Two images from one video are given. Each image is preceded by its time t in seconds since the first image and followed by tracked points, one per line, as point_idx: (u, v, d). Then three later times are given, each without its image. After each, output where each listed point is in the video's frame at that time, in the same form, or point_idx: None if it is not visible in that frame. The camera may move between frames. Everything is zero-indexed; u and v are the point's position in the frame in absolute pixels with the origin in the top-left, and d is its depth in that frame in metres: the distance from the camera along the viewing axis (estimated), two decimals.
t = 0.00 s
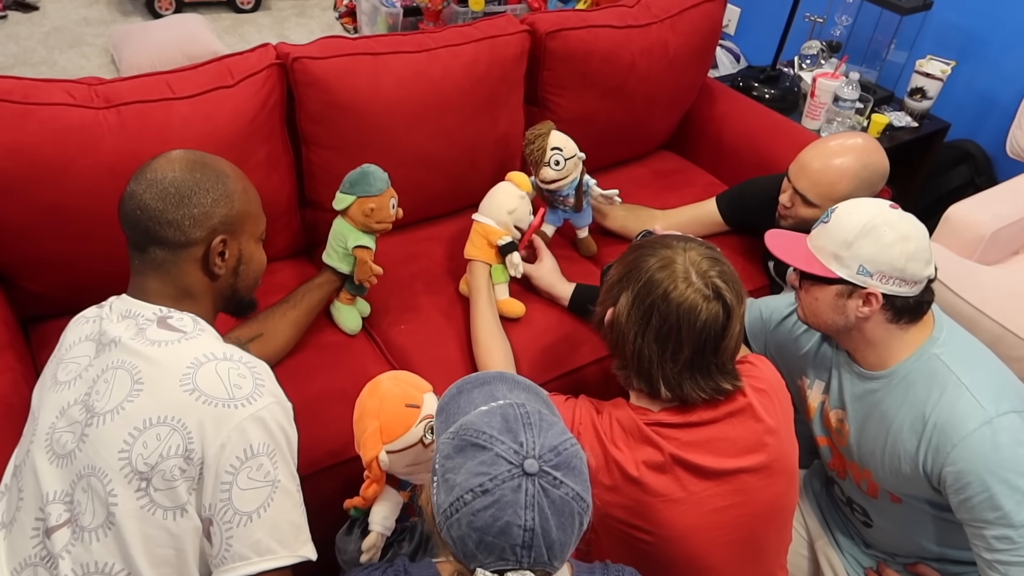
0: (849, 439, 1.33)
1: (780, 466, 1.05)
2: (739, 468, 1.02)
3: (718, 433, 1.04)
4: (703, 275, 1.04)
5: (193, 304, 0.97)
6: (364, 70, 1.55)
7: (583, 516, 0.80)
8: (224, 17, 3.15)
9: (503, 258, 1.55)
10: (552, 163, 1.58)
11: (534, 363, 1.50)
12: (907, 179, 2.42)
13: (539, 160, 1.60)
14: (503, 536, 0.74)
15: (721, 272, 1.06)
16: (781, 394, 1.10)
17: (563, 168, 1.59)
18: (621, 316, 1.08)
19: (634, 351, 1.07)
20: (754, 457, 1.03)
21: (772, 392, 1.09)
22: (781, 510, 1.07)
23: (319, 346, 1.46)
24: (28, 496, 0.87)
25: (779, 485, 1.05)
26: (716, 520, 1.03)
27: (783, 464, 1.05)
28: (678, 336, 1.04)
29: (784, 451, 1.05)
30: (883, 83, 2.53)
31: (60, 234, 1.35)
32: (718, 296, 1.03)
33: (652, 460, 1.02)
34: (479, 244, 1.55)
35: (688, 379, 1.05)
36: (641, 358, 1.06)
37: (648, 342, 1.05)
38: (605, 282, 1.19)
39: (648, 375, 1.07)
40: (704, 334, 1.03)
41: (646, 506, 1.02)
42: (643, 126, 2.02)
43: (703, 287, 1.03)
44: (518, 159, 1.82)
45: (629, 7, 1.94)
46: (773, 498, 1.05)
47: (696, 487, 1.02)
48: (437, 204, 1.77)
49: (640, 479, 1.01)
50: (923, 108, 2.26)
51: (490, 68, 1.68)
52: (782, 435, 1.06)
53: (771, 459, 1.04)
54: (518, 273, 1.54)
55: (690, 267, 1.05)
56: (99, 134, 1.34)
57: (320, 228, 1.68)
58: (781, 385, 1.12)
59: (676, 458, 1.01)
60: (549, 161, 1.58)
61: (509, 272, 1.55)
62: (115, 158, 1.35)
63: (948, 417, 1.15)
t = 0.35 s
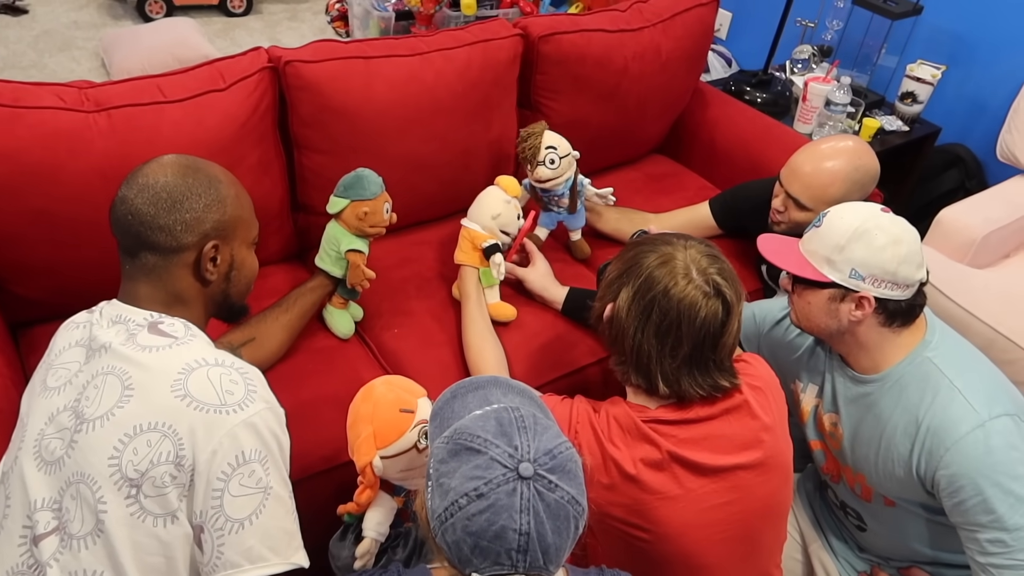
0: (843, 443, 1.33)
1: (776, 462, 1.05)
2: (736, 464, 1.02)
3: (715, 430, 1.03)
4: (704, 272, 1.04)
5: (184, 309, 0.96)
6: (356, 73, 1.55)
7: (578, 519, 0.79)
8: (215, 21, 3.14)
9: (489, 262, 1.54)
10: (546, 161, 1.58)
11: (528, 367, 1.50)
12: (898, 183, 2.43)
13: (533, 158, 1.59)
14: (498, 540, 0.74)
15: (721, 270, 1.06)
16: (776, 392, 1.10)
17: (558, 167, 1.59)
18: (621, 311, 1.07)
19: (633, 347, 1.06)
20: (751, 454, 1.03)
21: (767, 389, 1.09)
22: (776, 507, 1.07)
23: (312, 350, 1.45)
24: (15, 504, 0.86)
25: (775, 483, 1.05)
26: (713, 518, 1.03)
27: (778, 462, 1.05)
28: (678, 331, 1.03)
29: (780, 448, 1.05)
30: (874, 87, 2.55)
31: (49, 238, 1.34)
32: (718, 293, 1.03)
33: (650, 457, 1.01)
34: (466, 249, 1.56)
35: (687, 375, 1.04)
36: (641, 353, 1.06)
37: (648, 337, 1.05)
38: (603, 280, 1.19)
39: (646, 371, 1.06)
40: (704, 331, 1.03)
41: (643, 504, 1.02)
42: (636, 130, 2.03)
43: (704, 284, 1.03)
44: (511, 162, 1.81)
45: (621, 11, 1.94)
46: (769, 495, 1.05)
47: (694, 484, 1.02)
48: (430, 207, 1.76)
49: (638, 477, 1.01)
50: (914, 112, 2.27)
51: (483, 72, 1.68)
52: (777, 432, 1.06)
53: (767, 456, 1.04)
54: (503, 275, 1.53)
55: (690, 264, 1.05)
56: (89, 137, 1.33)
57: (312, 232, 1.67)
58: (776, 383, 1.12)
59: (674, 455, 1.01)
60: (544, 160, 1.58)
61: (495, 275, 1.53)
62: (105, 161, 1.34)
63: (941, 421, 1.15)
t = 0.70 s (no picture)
0: (845, 447, 1.33)
1: (780, 465, 1.04)
2: (741, 467, 1.02)
3: (720, 432, 1.03)
4: (711, 280, 1.04)
5: (189, 306, 0.96)
6: (362, 71, 1.55)
7: (582, 521, 0.79)
8: (219, 17, 3.13)
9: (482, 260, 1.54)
10: (546, 173, 1.59)
11: (530, 367, 1.50)
12: (901, 190, 2.43)
13: (533, 169, 1.61)
14: (501, 541, 0.73)
15: (728, 277, 1.05)
16: (782, 395, 1.10)
17: (557, 178, 1.60)
18: (627, 316, 1.07)
19: (638, 352, 1.06)
20: (756, 456, 1.03)
21: (773, 392, 1.09)
22: (781, 510, 1.07)
23: (314, 348, 1.45)
24: (16, 498, 0.86)
25: (779, 486, 1.05)
26: (718, 520, 1.03)
27: (782, 464, 1.05)
28: (684, 338, 1.03)
29: (784, 450, 1.05)
30: (878, 93, 2.54)
31: (53, 232, 1.34)
32: (725, 301, 1.02)
33: (656, 459, 1.01)
34: (464, 249, 1.57)
35: (691, 382, 1.04)
36: (645, 359, 1.05)
37: (653, 344, 1.05)
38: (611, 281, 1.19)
39: (650, 376, 1.06)
40: (710, 338, 1.03)
41: (649, 506, 1.01)
42: (640, 132, 2.02)
43: (711, 292, 1.02)
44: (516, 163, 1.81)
45: (627, 13, 1.94)
46: (773, 499, 1.05)
47: (699, 487, 1.02)
48: (434, 206, 1.76)
49: (643, 478, 1.00)
50: (918, 118, 2.27)
51: (489, 72, 1.68)
52: (782, 435, 1.05)
53: (771, 458, 1.04)
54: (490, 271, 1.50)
55: (697, 271, 1.04)
56: (94, 132, 1.33)
57: (315, 230, 1.67)
58: (780, 386, 1.12)
59: (680, 457, 1.01)
60: (543, 172, 1.59)
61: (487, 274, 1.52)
62: (110, 156, 1.34)
63: (944, 427, 1.15)
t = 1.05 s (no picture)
0: (838, 442, 1.32)
1: (775, 466, 1.04)
2: (737, 469, 1.01)
3: (715, 435, 1.03)
4: (707, 285, 1.02)
5: (177, 297, 0.95)
6: (356, 61, 1.53)
7: (572, 514, 0.78)
8: (213, 6, 3.11)
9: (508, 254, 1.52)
10: (542, 165, 1.58)
11: (523, 361, 1.49)
12: (897, 184, 2.43)
13: (530, 161, 1.60)
14: (491, 535, 0.73)
15: (724, 283, 1.03)
16: (779, 396, 1.10)
17: (554, 170, 1.59)
18: (622, 321, 1.05)
19: (633, 360, 1.05)
20: (751, 458, 1.03)
21: (769, 393, 1.09)
22: (777, 514, 1.06)
23: (307, 340, 1.44)
24: None
25: (774, 487, 1.04)
26: (713, 523, 1.02)
27: (778, 466, 1.04)
28: (678, 346, 1.01)
29: (779, 453, 1.04)
30: (874, 89, 2.54)
31: (41, 222, 1.32)
32: (720, 306, 1.01)
33: (650, 462, 1.01)
34: (482, 242, 1.51)
35: (686, 389, 1.03)
36: (640, 367, 1.04)
37: (647, 351, 1.03)
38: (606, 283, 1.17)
39: (645, 383, 1.05)
40: (704, 345, 1.01)
41: (643, 509, 1.01)
42: (636, 126, 2.01)
43: (706, 298, 1.00)
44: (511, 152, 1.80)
45: (624, 5, 1.93)
46: (768, 500, 1.04)
47: (694, 490, 1.01)
48: (427, 199, 1.75)
49: (638, 482, 1.00)
50: (914, 115, 2.27)
51: (484, 63, 1.67)
52: (779, 437, 1.05)
53: (766, 460, 1.03)
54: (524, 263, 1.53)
55: (692, 277, 1.02)
56: (84, 119, 1.31)
57: (308, 221, 1.66)
58: (778, 386, 1.12)
59: (675, 461, 1.00)
60: (539, 164, 1.58)
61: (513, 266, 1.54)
62: (101, 145, 1.32)
63: (936, 422, 1.15)
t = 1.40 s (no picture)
0: (835, 434, 1.33)
1: (771, 464, 1.05)
2: (732, 468, 1.02)
3: (711, 434, 1.03)
4: (701, 287, 1.01)
5: (174, 299, 0.95)
6: (349, 58, 1.53)
7: (570, 511, 0.79)
8: (208, 3, 3.10)
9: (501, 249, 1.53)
10: (537, 160, 1.58)
11: (520, 357, 1.49)
12: (894, 174, 2.43)
13: (525, 156, 1.59)
14: (489, 532, 0.73)
15: (720, 285, 1.02)
16: (774, 393, 1.10)
17: (548, 165, 1.59)
18: (616, 323, 1.06)
19: (628, 362, 1.05)
20: (746, 456, 1.03)
21: (765, 392, 1.09)
22: (773, 509, 1.07)
23: (304, 338, 1.44)
24: None
25: (770, 484, 1.05)
26: (709, 521, 1.03)
27: (774, 463, 1.05)
28: (672, 348, 1.01)
29: (775, 451, 1.05)
30: (870, 79, 2.54)
31: (36, 223, 1.32)
32: (714, 308, 1.00)
33: (645, 461, 1.02)
34: (475, 238, 1.53)
35: (681, 391, 1.03)
36: (635, 368, 1.04)
37: (642, 353, 1.03)
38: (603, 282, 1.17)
39: (640, 385, 1.05)
40: (699, 347, 1.01)
41: (639, 507, 1.02)
42: (631, 120, 2.01)
43: (700, 300, 1.00)
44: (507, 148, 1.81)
45: None
46: (765, 498, 1.05)
47: (689, 488, 1.02)
48: (423, 195, 1.75)
49: (632, 481, 1.01)
50: (910, 105, 2.27)
51: (478, 58, 1.66)
52: (774, 434, 1.06)
53: (762, 458, 1.04)
54: (516, 261, 1.52)
55: (687, 278, 1.02)
56: (77, 120, 1.31)
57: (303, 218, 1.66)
58: (774, 384, 1.12)
59: (669, 460, 1.01)
60: (534, 159, 1.58)
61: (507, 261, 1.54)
62: (95, 145, 1.32)
63: (932, 413, 1.15)
